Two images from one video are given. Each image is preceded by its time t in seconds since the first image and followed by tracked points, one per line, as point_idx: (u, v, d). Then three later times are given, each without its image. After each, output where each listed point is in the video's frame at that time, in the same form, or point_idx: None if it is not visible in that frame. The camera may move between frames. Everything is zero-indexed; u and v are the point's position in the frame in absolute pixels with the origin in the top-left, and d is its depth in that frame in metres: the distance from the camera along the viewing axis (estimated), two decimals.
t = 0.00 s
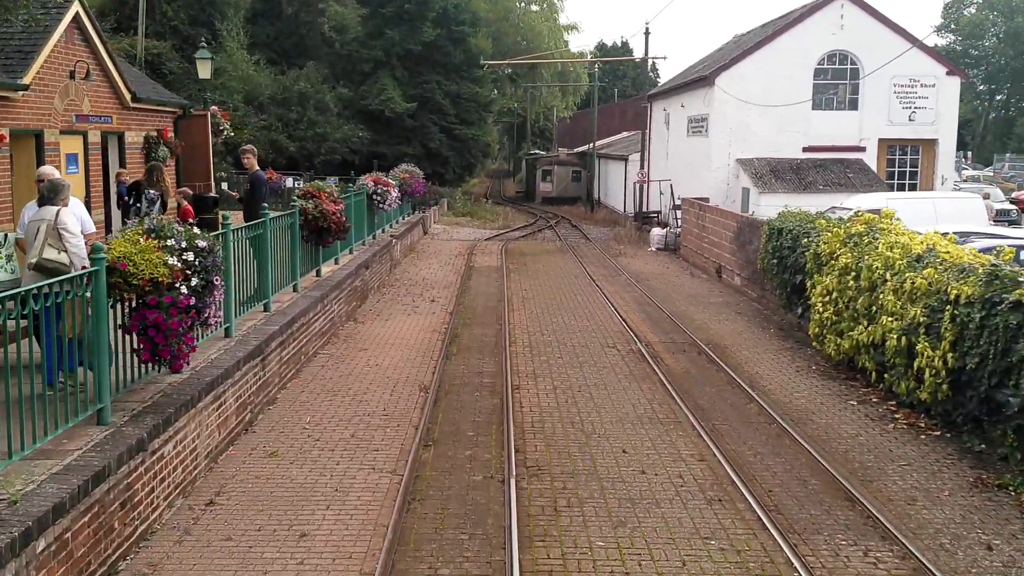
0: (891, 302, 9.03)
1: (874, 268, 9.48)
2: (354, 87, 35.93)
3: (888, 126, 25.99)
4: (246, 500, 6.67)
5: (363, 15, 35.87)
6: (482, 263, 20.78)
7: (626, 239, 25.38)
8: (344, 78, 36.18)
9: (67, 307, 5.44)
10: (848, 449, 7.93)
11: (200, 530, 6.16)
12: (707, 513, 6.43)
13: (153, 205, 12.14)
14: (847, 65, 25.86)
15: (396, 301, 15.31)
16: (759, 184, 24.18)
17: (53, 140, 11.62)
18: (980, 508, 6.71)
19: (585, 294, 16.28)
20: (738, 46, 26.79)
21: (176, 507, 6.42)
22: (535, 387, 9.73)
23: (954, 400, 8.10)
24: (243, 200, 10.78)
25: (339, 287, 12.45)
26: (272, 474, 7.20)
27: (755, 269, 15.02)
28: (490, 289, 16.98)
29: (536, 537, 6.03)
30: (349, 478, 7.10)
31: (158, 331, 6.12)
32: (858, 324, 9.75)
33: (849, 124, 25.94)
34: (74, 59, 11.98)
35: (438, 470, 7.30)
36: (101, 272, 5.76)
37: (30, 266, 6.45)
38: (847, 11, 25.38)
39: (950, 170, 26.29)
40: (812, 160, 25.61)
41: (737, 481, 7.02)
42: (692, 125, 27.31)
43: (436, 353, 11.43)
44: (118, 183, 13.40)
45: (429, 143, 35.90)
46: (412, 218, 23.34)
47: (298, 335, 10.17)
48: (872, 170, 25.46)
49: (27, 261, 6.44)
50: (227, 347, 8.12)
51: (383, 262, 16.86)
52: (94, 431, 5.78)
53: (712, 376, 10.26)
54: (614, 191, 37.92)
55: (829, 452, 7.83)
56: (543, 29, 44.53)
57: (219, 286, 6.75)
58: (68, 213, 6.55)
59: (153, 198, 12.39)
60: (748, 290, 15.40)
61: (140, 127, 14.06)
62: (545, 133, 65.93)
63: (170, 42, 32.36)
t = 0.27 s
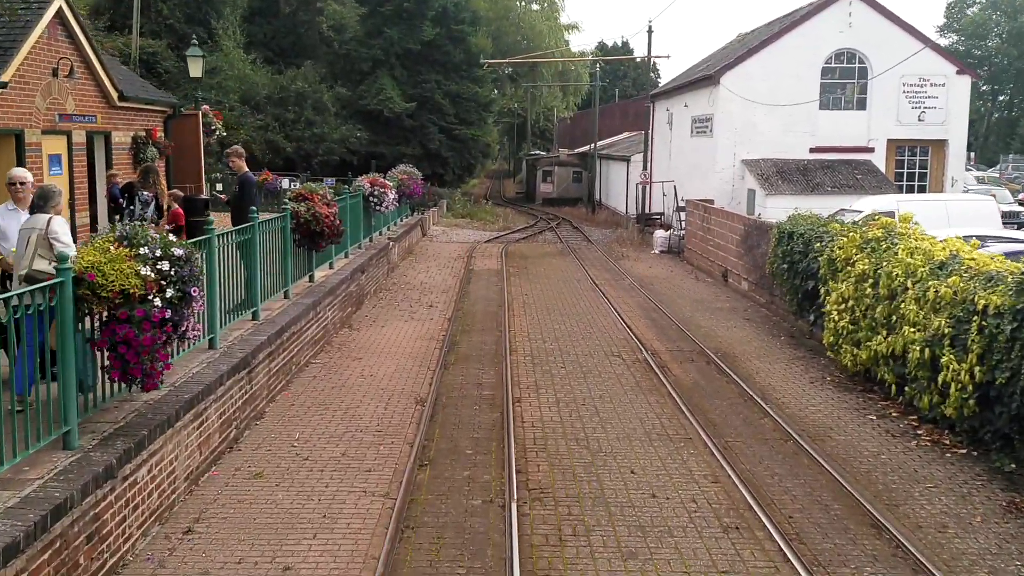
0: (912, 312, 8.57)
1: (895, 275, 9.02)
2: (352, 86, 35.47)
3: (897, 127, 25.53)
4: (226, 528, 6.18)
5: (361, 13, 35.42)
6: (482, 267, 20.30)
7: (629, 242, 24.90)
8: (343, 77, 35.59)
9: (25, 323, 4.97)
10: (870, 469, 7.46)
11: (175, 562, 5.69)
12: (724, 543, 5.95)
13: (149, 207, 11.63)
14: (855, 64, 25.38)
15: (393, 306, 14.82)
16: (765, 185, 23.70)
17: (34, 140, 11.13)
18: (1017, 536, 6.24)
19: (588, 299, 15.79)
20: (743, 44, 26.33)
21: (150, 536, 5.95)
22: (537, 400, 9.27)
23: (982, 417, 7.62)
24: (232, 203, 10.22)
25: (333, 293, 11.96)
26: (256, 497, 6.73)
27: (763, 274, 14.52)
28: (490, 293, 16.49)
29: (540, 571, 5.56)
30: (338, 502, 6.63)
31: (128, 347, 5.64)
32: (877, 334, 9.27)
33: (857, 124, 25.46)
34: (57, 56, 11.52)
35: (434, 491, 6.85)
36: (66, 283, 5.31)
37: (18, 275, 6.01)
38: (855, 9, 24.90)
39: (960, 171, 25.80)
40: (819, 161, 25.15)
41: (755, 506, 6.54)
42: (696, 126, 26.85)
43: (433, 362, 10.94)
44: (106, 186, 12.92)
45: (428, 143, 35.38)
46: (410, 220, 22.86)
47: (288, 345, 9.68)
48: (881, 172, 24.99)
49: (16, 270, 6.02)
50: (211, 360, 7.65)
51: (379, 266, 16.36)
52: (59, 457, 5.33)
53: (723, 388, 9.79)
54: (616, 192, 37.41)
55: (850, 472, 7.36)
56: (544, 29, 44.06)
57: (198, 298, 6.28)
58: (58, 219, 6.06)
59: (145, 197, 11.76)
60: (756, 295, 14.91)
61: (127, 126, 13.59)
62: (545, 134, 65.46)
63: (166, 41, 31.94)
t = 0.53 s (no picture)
0: (935, 324, 8.12)
1: (916, 284, 8.58)
2: (350, 88, 35.02)
3: (907, 129, 25.07)
4: (205, 563, 5.69)
5: (360, 14, 34.97)
6: (481, 272, 19.81)
7: (632, 246, 24.42)
8: (342, 79, 35.07)
9: None
10: (895, 493, 6.99)
11: None
12: None
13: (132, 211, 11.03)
14: (864, 65, 24.91)
15: (390, 314, 14.33)
16: (772, 189, 23.23)
17: (13, 141, 10.66)
18: None
19: (591, 306, 15.32)
20: (749, 45, 25.87)
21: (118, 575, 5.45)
22: (539, 415, 8.79)
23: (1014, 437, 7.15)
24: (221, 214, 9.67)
25: (326, 301, 11.48)
26: (236, 527, 6.23)
27: (772, 281, 14.03)
28: (490, 300, 16.00)
29: None
30: (326, 532, 6.14)
31: (91, 368, 5.13)
32: (898, 346, 8.81)
33: (865, 126, 25.01)
34: (38, 54, 11.06)
35: (429, 519, 6.38)
36: (24, 298, 4.88)
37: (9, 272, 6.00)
38: (864, 8, 24.44)
39: (970, 174, 25.34)
40: (827, 164, 24.70)
41: (777, 537, 6.06)
42: (701, 128, 26.40)
43: (431, 373, 10.47)
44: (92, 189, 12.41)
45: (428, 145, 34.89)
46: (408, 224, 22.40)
47: (277, 358, 9.19)
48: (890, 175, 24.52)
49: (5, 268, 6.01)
50: (191, 376, 7.18)
51: (376, 272, 15.89)
52: (16, 489, 4.85)
53: (734, 404, 9.31)
54: (618, 195, 36.92)
55: (873, 498, 6.88)
56: (545, 30, 43.61)
57: (176, 313, 5.76)
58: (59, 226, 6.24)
59: (134, 201, 11.20)
60: (765, 303, 14.41)
61: (114, 128, 13.11)
62: (545, 136, 65.07)
63: (161, 41, 31.51)
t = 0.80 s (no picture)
0: (962, 338, 7.66)
1: (940, 296, 8.11)
2: (348, 91, 34.59)
3: (916, 134, 24.62)
4: None
5: (358, 17, 34.55)
6: (481, 278, 19.35)
7: (634, 252, 23.97)
8: (340, 82, 34.62)
9: None
10: (924, 522, 6.52)
11: None
12: None
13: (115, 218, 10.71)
14: (872, 67, 24.46)
15: (386, 323, 13.86)
16: (779, 194, 22.77)
17: None
18: None
19: (593, 314, 14.87)
20: (754, 47, 25.44)
21: None
22: (541, 433, 8.31)
23: None
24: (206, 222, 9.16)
25: (319, 310, 11.01)
26: (214, 561, 5.75)
27: (782, 289, 13.56)
28: (490, 308, 15.54)
29: None
30: (311, 567, 5.66)
31: (50, 393, 4.70)
32: (920, 361, 8.34)
33: (873, 130, 24.56)
34: (19, 55, 10.61)
35: (424, 552, 5.90)
36: None
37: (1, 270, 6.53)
38: (872, 10, 24.00)
39: (981, 179, 24.89)
40: (834, 169, 24.26)
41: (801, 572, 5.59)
42: (705, 132, 25.96)
43: (428, 386, 9.99)
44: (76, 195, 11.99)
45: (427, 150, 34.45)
46: (406, 229, 21.96)
47: (265, 372, 8.73)
48: (899, 181, 24.07)
49: None
50: (170, 396, 6.71)
51: (373, 279, 15.44)
52: None
53: (746, 420, 8.83)
54: (619, 200, 36.48)
55: (901, 527, 6.40)
56: (546, 33, 43.21)
57: (150, 330, 5.31)
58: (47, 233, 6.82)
59: (117, 207, 10.86)
60: (774, 311, 13.95)
61: (100, 131, 12.67)
62: (545, 140, 64.68)
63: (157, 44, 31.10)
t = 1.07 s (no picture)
0: (992, 353, 7.14)
1: (966, 307, 7.64)
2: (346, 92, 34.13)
3: (926, 135, 24.18)
4: None
5: (357, 17, 34.09)
6: (481, 284, 18.88)
7: (637, 256, 23.49)
8: (339, 82, 34.16)
9: None
10: (956, 553, 6.05)
11: None
12: None
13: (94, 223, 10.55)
14: (881, 68, 24.02)
15: (383, 332, 13.37)
16: (786, 198, 22.31)
17: None
18: None
19: (597, 322, 14.39)
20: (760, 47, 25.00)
21: None
22: (544, 453, 7.84)
23: None
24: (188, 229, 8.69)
25: (311, 320, 10.55)
26: None
27: (792, 297, 13.09)
28: (489, 315, 15.06)
29: None
30: None
31: None
32: (945, 376, 7.88)
33: (882, 132, 24.12)
34: None
35: None
36: None
37: None
38: (881, 9, 23.57)
39: (993, 182, 24.43)
40: (842, 172, 23.79)
41: None
42: (710, 134, 25.51)
43: (426, 400, 9.53)
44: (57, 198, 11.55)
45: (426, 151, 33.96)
46: (404, 233, 21.50)
47: (252, 387, 8.25)
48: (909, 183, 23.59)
49: None
50: (144, 418, 6.25)
51: (369, 285, 14.96)
52: None
53: (761, 439, 8.35)
54: (621, 203, 36.00)
55: (933, 560, 5.93)
56: (547, 34, 42.73)
57: (118, 350, 4.86)
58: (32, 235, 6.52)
59: (93, 211, 10.60)
60: (784, 319, 13.46)
61: (84, 132, 12.22)
62: (546, 142, 64.17)
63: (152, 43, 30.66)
